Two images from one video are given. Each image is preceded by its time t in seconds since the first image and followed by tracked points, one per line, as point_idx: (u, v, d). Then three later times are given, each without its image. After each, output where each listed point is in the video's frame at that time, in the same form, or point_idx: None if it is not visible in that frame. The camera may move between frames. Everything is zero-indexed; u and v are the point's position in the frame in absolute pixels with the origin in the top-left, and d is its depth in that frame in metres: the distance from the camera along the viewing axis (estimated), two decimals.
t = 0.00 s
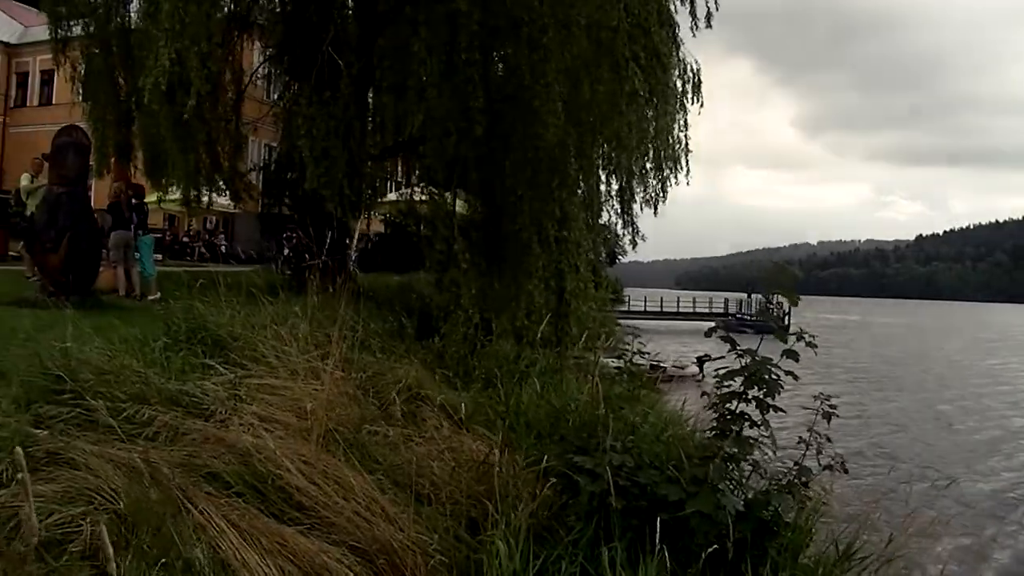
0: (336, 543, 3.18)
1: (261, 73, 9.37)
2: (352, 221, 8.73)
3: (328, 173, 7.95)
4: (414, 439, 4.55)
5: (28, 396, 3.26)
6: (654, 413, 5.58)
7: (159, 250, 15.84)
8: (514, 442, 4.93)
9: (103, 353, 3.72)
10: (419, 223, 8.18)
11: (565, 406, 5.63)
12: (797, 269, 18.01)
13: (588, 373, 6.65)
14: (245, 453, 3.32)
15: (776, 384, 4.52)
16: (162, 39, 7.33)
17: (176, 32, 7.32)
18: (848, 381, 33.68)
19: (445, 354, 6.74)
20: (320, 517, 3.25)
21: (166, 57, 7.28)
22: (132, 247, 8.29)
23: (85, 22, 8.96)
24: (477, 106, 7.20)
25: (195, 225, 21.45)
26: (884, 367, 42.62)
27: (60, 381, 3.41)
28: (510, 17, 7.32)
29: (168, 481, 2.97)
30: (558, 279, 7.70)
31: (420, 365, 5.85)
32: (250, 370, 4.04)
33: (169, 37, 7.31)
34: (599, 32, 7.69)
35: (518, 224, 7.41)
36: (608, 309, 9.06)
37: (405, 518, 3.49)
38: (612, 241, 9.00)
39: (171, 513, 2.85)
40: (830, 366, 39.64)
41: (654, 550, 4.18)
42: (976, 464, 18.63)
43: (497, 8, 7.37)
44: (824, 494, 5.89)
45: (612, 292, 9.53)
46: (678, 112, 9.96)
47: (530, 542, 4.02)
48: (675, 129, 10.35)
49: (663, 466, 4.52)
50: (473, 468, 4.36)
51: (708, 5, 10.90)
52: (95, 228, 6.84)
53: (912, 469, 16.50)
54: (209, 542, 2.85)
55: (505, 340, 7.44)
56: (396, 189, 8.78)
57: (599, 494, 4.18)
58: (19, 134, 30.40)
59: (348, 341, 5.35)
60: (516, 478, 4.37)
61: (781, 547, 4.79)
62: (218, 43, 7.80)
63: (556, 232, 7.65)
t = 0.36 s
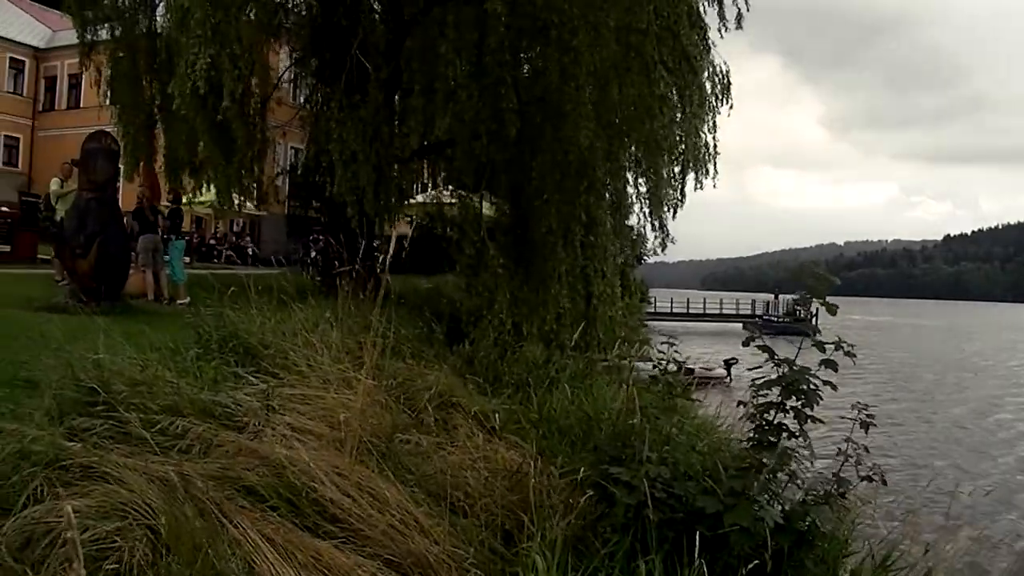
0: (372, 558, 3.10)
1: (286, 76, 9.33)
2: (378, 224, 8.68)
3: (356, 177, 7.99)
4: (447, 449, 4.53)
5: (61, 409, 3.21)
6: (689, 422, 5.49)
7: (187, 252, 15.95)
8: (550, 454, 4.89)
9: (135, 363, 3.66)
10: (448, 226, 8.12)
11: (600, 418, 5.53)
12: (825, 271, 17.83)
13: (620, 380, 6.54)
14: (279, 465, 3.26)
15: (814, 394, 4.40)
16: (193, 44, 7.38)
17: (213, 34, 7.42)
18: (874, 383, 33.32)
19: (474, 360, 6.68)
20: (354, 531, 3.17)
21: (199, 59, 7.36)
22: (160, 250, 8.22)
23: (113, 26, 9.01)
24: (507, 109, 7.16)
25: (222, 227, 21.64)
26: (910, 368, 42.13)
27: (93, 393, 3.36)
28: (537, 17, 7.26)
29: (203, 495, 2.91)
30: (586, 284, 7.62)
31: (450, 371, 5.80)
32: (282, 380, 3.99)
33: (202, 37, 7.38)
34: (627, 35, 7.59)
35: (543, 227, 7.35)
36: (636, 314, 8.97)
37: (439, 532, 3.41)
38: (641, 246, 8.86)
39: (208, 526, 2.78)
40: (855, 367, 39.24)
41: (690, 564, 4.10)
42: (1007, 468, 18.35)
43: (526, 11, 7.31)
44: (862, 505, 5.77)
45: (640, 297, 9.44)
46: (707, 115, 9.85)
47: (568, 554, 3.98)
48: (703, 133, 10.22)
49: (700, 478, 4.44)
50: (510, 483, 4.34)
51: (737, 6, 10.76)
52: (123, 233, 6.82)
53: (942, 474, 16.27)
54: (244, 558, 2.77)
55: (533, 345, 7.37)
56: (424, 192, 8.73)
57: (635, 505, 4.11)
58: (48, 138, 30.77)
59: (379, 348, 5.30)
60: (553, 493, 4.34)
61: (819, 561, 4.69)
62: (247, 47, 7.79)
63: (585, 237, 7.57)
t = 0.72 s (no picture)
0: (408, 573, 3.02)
1: (315, 79, 9.42)
2: (406, 227, 8.68)
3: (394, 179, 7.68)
4: (479, 456, 4.52)
5: (96, 423, 3.17)
6: (725, 432, 5.40)
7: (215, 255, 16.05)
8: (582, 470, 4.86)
9: (169, 374, 3.62)
10: (475, 228, 8.06)
11: (634, 432, 5.43)
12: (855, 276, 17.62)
13: (653, 389, 6.40)
14: (314, 479, 3.19)
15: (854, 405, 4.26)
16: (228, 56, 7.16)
17: (246, 47, 7.26)
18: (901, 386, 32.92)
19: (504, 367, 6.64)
20: (390, 546, 3.09)
21: (229, 71, 7.14)
22: (189, 256, 8.15)
23: (141, 30, 9.02)
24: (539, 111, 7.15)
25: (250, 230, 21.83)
26: (939, 370, 41.57)
27: (127, 406, 3.32)
28: (565, 19, 7.32)
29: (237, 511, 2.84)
30: (616, 288, 7.53)
31: (481, 379, 5.75)
32: (314, 392, 3.93)
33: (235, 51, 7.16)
34: (658, 39, 7.46)
35: (571, 230, 7.33)
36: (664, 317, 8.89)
37: (476, 548, 3.33)
38: (670, 248, 8.79)
39: (243, 544, 2.71)
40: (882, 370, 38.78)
41: None
42: None
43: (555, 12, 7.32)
44: (901, 518, 5.63)
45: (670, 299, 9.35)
46: (737, 116, 9.74)
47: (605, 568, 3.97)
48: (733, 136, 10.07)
49: (739, 493, 4.41)
50: (547, 496, 4.29)
51: (767, 8, 10.61)
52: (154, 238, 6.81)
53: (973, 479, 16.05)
54: None
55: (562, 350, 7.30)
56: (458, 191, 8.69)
57: (671, 518, 4.08)
58: (78, 141, 31.11)
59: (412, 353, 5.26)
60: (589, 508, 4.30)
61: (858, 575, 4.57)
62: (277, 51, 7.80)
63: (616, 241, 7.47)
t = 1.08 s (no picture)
0: None
1: (345, 83, 9.43)
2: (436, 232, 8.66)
3: (435, 186, 7.98)
4: (515, 464, 4.56)
5: (133, 437, 3.13)
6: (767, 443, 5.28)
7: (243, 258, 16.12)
8: (619, 486, 4.78)
9: (205, 385, 3.57)
10: (504, 231, 7.97)
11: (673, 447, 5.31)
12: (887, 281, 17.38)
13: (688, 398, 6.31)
14: (353, 493, 3.11)
15: (899, 417, 4.13)
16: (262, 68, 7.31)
17: (281, 59, 7.39)
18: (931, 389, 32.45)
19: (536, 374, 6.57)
20: (428, 561, 2.95)
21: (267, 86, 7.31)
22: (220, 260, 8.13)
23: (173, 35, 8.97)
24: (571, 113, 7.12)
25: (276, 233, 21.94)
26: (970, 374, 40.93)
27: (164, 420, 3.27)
28: (597, 21, 7.32)
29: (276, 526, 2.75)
30: (648, 293, 7.43)
31: (515, 386, 5.71)
32: (351, 404, 3.88)
33: (270, 63, 7.31)
34: (692, 40, 7.46)
35: (603, 235, 7.19)
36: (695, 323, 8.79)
37: (518, 565, 3.22)
38: (702, 252, 8.71)
39: (284, 561, 2.62)
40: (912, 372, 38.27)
41: None
42: None
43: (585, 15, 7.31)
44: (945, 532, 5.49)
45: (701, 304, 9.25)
46: (769, 119, 9.63)
47: None
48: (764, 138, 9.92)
49: (782, 508, 4.35)
50: (587, 513, 4.22)
51: (797, 10, 10.48)
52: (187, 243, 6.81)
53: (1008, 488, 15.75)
54: None
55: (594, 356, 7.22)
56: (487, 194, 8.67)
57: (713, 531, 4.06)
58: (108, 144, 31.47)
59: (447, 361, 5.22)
60: (629, 524, 4.23)
61: None
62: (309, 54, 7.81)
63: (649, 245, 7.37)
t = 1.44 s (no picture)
0: None
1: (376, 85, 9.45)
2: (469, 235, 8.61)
3: (473, 189, 7.98)
4: (554, 474, 4.53)
5: (174, 451, 3.08)
6: (811, 453, 5.14)
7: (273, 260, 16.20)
8: (660, 498, 4.68)
9: (244, 397, 3.52)
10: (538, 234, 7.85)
11: (715, 457, 5.19)
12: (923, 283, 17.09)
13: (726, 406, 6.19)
14: (396, 508, 3.00)
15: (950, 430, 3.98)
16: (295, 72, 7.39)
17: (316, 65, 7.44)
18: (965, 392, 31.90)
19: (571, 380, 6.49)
20: None
21: (304, 91, 7.37)
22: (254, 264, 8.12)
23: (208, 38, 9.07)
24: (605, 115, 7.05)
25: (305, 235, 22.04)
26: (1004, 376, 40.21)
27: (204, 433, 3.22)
28: (631, 22, 7.26)
29: (319, 542, 2.66)
30: (684, 297, 7.32)
31: (551, 394, 5.64)
32: (389, 415, 3.81)
33: (306, 68, 7.38)
34: (729, 41, 7.47)
35: (637, 238, 7.07)
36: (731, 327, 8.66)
37: None
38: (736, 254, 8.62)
39: None
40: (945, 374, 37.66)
41: None
42: None
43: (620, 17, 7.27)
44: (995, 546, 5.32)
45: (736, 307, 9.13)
46: (804, 120, 9.48)
47: None
48: (800, 141, 9.76)
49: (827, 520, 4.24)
50: (630, 527, 4.13)
51: (833, 10, 10.31)
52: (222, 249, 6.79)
53: None
54: None
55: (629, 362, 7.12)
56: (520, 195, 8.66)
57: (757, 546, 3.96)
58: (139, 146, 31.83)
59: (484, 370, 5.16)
60: (672, 539, 4.12)
61: None
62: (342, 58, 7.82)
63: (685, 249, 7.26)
